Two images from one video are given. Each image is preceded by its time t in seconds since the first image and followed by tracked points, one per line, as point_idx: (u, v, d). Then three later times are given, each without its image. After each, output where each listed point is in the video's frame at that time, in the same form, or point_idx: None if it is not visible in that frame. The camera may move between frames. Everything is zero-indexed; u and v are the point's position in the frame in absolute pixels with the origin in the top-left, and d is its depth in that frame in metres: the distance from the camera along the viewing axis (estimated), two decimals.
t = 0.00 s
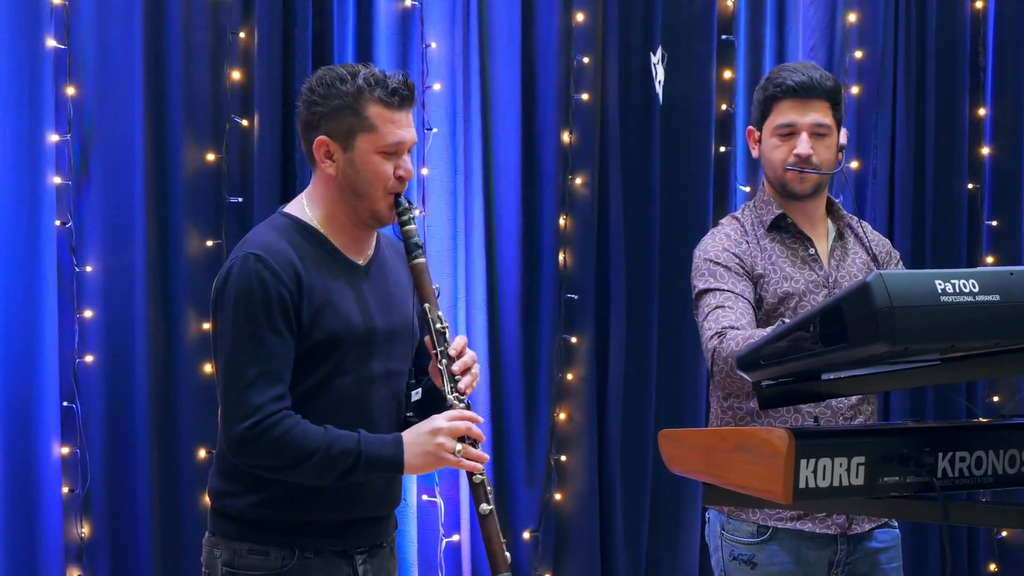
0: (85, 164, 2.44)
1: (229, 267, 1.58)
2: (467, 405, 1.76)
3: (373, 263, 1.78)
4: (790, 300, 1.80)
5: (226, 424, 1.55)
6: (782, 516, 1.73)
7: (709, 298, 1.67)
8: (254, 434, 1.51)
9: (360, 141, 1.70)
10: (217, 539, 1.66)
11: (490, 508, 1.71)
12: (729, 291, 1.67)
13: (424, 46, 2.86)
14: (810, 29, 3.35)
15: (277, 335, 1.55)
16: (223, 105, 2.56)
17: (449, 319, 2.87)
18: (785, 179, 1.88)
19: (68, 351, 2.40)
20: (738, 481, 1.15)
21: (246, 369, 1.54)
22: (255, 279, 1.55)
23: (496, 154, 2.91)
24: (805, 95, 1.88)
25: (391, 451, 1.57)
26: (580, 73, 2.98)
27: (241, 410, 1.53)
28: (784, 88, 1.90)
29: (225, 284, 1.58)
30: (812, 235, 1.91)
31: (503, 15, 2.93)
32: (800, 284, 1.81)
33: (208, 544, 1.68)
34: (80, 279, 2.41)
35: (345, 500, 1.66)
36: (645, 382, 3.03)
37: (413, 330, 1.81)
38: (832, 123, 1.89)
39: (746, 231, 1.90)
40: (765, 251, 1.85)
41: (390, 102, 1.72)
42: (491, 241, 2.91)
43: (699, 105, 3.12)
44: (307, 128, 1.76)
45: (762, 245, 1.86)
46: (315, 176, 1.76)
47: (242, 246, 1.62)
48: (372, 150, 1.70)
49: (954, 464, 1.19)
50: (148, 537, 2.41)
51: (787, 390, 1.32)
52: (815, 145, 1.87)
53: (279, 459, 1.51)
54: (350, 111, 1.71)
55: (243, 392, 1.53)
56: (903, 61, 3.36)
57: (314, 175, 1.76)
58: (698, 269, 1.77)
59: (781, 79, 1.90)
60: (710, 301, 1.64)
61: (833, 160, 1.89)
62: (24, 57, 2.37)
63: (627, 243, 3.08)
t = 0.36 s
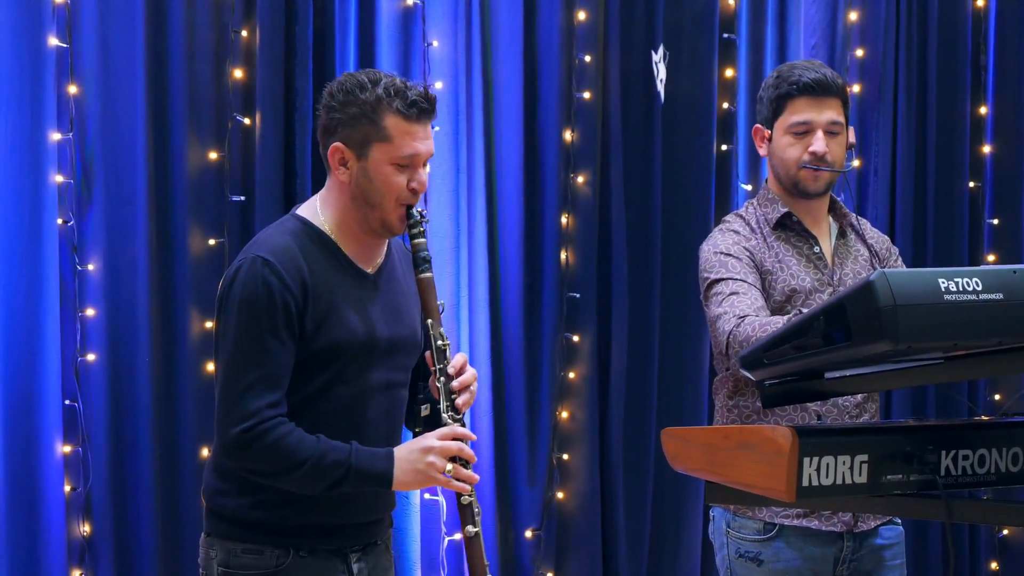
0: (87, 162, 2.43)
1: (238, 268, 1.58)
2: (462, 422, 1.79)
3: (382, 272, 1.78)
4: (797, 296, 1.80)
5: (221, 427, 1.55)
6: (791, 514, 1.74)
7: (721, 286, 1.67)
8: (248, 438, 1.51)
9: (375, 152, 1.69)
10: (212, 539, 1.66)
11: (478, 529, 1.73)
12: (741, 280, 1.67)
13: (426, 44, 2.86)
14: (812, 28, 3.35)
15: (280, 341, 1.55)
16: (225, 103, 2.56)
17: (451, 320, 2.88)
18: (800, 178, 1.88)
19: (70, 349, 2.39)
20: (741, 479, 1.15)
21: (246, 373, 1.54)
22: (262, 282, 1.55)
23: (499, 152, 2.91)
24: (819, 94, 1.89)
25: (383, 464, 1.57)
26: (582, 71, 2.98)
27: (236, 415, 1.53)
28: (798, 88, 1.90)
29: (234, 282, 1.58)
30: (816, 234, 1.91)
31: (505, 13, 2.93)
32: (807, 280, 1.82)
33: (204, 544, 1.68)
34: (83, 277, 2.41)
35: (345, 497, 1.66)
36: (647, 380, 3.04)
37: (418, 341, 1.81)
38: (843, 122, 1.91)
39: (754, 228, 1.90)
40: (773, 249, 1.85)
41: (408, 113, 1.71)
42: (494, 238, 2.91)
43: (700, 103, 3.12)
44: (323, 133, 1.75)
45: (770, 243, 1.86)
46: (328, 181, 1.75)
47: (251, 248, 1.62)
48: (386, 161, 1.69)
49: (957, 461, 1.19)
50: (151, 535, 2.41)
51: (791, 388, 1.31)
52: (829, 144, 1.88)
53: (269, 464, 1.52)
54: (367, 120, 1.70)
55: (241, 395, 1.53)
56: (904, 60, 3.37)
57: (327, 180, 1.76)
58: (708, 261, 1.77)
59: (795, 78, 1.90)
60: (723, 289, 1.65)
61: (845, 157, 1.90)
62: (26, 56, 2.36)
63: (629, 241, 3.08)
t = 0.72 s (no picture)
0: (87, 161, 2.43)
1: (237, 280, 1.58)
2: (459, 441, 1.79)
3: (381, 288, 1.78)
4: (798, 295, 1.81)
5: (217, 440, 1.56)
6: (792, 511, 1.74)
7: (723, 286, 1.66)
8: (242, 455, 1.52)
9: (374, 168, 1.68)
10: (209, 553, 1.65)
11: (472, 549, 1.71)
12: (743, 280, 1.67)
13: (427, 43, 2.86)
14: (812, 28, 3.35)
15: (275, 358, 1.55)
16: (226, 102, 2.56)
17: (450, 320, 2.88)
18: (801, 179, 1.88)
19: (70, 348, 2.39)
20: (743, 478, 1.15)
21: (242, 389, 1.54)
22: (259, 299, 1.55)
23: (500, 151, 2.91)
24: (824, 95, 1.88)
25: (376, 483, 1.56)
26: (583, 70, 2.98)
27: (230, 431, 1.54)
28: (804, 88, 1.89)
29: (230, 298, 1.58)
30: (817, 234, 1.92)
31: (506, 11, 2.93)
32: (807, 279, 1.82)
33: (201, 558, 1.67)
34: (82, 277, 2.41)
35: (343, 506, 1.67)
36: (647, 379, 3.04)
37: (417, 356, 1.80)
38: (847, 123, 1.90)
39: (755, 227, 1.89)
40: (775, 248, 1.85)
41: (411, 132, 1.69)
42: (494, 231, 2.91)
43: (701, 101, 3.12)
44: (327, 146, 1.74)
45: (772, 242, 1.86)
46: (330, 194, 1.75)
47: (249, 263, 1.62)
48: (386, 178, 1.68)
49: (960, 460, 1.19)
50: (152, 535, 2.41)
51: (793, 386, 1.31)
52: (832, 145, 1.87)
53: (263, 479, 1.53)
54: (370, 136, 1.68)
55: (236, 411, 1.54)
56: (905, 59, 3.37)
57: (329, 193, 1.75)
58: (710, 259, 1.77)
59: (801, 78, 1.89)
60: (725, 288, 1.64)
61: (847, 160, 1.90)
62: (26, 53, 2.36)
63: (630, 240, 3.08)
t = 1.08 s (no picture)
0: (90, 161, 2.44)
1: (229, 296, 1.58)
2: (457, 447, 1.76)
3: (375, 296, 1.79)
4: (799, 299, 1.80)
5: (215, 455, 1.55)
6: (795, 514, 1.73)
7: (720, 299, 1.66)
8: (239, 467, 1.51)
9: (366, 176, 1.68)
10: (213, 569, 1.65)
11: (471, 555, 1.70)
12: (741, 293, 1.66)
13: (430, 42, 2.86)
14: (815, 28, 3.34)
15: (271, 369, 1.55)
16: (230, 101, 2.56)
17: (453, 320, 2.88)
18: (778, 177, 1.91)
19: (72, 348, 2.40)
20: (750, 480, 1.15)
21: (238, 402, 1.53)
22: (253, 312, 1.55)
23: (502, 150, 2.90)
24: (800, 94, 1.93)
25: (375, 492, 1.56)
26: (586, 69, 2.98)
27: (228, 444, 1.53)
28: (781, 90, 1.96)
29: (224, 313, 1.57)
30: (822, 235, 1.91)
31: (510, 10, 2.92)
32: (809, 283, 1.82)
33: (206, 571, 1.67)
34: (85, 277, 2.41)
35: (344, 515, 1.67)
36: (650, 379, 3.04)
37: (412, 364, 1.80)
38: (829, 122, 1.92)
39: (759, 228, 1.88)
40: (777, 251, 1.85)
41: (402, 141, 1.70)
42: (496, 232, 2.91)
43: (704, 101, 3.12)
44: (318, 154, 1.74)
45: (775, 244, 1.86)
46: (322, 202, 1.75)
47: (242, 276, 1.61)
48: (377, 187, 1.68)
49: (966, 462, 1.18)
50: (155, 536, 2.41)
51: (798, 388, 1.30)
52: (808, 142, 1.91)
53: (262, 492, 1.52)
54: (361, 145, 1.69)
55: (232, 425, 1.53)
56: (909, 59, 3.36)
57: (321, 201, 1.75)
58: (710, 267, 1.77)
59: (777, 81, 1.96)
60: (722, 303, 1.64)
61: (830, 159, 1.91)
62: (29, 52, 2.36)
63: (633, 241, 3.08)
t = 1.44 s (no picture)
0: (92, 159, 2.43)
1: (209, 271, 1.59)
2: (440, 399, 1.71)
3: (358, 261, 1.76)
4: (805, 297, 1.80)
5: (202, 428, 1.56)
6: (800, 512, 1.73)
7: (730, 293, 1.65)
8: (223, 437, 1.52)
9: (337, 137, 1.68)
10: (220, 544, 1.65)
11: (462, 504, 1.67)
12: (750, 287, 1.66)
13: (433, 40, 2.85)
14: (819, 26, 3.33)
15: (254, 339, 1.54)
16: (233, 100, 2.56)
17: (456, 319, 2.87)
18: (778, 175, 1.90)
19: (74, 348, 2.39)
20: (755, 479, 1.14)
21: (221, 375, 1.54)
22: (231, 284, 1.55)
23: (505, 148, 2.89)
24: (798, 93, 1.92)
25: (363, 451, 1.55)
26: (589, 68, 2.98)
27: (213, 416, 1.54)
28: (779, 88, 1.95)
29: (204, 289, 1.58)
30: (826, 234, 1.91)
31: (513, 9, 2.92)
32: (814, 280, 1.81)
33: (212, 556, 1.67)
34: (87, 276, 2.41)
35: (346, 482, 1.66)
36: (653, 378, 3.03)
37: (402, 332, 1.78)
38: (827, 120, 1.90)
39: (763, 226, 1.88)
40: (782, 248, 1.84)
41: (370, 99, 1.69)
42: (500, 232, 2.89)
43: (707, 100, 3.12)
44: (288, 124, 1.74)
45: (780, 242, 1.85)
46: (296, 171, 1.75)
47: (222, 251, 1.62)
48: (349, 146, 1.68)
49: (973, 461, 1.18)
50: (157, 536, 2.40)
51: (807, 387, 1.29)
52: (807, 140, 1.89)
53: (247, 459, 1.52)
54: (329, 107, 1.68)
55: (215, 398, 1.54)
56: (912, 58, 3.36)
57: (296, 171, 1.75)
58: (716, 263, 1.76)
59: (776, 79, 1.95)
60: (732, 296, 1.63)
61: (830, 157, 1.89)
62: (31, 51, 2.35)
63: (637, 240, 3.07)
